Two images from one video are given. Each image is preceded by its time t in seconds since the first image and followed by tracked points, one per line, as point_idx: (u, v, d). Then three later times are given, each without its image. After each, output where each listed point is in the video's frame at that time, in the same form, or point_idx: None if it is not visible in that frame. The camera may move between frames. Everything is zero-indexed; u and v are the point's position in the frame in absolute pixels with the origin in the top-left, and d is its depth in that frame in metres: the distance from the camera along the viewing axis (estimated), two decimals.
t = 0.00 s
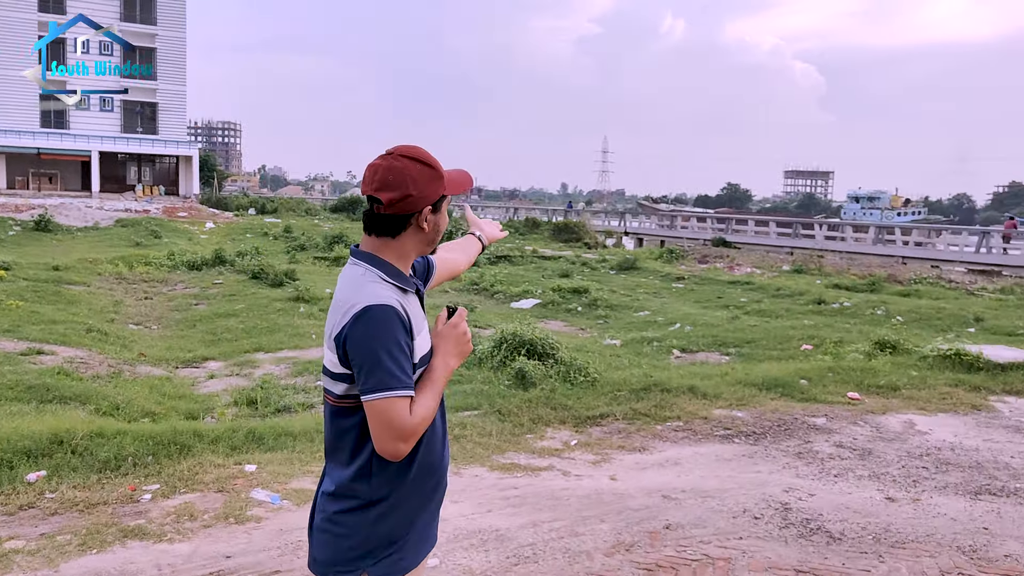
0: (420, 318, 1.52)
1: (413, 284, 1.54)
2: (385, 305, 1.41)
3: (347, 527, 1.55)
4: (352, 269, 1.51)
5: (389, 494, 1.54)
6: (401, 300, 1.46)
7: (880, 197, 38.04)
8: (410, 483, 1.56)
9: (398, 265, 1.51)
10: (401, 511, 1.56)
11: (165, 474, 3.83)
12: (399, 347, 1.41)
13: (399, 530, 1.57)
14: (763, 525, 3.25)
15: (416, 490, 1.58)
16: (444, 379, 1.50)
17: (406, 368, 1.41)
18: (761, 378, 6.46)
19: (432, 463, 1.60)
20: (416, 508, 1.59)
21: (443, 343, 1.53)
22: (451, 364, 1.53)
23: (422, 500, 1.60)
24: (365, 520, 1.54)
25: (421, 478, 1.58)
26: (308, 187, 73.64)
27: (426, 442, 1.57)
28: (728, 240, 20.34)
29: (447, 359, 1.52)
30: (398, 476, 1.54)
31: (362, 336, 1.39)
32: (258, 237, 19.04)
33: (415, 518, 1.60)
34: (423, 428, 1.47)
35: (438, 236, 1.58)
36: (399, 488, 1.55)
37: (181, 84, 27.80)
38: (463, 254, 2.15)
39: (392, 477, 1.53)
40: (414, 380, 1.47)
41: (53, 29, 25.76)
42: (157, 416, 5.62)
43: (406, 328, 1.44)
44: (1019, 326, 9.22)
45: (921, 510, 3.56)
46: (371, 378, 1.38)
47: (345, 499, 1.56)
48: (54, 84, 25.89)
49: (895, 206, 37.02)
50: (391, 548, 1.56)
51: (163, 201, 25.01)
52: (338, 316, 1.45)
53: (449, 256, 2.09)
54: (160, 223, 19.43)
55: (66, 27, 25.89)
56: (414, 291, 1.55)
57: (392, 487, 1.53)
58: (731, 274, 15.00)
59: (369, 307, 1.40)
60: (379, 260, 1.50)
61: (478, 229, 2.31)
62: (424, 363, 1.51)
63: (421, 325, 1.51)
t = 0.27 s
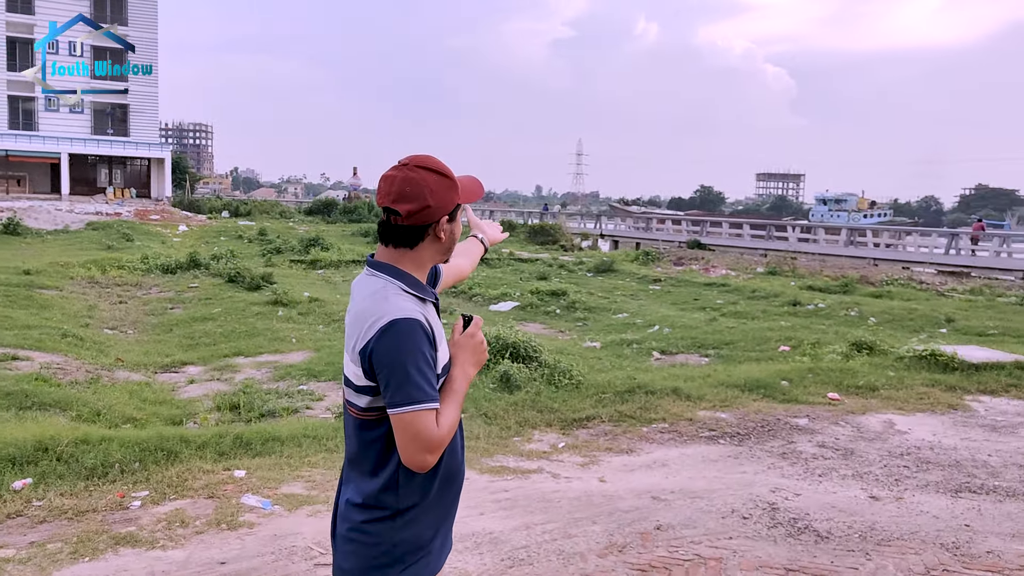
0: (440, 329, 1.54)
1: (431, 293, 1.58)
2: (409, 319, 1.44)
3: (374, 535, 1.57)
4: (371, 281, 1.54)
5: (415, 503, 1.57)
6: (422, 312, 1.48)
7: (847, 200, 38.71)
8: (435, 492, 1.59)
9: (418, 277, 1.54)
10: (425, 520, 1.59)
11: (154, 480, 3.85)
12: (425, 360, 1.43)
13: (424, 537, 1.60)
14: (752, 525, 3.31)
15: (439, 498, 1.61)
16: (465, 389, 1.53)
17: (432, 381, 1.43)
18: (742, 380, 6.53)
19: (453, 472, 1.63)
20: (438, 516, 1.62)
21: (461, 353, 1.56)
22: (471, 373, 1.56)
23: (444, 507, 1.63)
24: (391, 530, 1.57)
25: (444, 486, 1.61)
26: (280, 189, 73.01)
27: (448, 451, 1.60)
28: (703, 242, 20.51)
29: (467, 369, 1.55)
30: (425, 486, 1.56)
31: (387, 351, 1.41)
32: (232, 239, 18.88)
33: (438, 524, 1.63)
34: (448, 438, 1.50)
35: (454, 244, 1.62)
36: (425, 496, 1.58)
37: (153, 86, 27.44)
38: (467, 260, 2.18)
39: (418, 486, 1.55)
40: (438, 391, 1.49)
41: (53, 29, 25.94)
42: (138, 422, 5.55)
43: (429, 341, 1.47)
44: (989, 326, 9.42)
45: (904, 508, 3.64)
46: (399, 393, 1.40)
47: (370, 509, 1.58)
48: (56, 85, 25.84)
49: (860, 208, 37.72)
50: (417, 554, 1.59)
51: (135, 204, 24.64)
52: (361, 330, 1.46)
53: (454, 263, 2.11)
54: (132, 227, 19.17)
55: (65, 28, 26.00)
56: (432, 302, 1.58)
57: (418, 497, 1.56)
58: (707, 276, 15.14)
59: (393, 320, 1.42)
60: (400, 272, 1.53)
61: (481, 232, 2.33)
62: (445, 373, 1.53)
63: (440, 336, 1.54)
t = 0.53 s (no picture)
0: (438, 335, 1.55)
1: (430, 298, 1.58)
2: (407, 325, 1.44)
3: (378, 539, 1.58)
4: (371, 286, 1.54)
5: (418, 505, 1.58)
6: (418, 317, 1.49)
7: (824, 204, 39.21)
8: (437, 496, 1.60)
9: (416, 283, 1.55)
10: (428, 523, 1.60)
11: (143, 484, 3.83)
12: (423, 365, 1.44)
13: (428, 540, 1.61)
14: (741, 526, 3.33)
15: (442, 501, 1.62)
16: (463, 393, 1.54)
17: (430, 387, 1.44)
18: (729, 382, 6.58)
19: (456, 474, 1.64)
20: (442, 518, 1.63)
21: (461, 357, 1.57)
22: (470, 378, 1.56)
23: (447, 510, 1.64)
24: (395, 533, 1.57)
25: (447, 489, 1.62)
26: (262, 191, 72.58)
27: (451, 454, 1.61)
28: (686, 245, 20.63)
29: (465, 374, 1.56)
30: (427, 489, 1.57)
31: (385, 356, 1.42)
32: (214, 242, 18.76)
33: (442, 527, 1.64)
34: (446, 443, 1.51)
35: (453, 246, 1.62)
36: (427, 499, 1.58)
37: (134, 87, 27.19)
38: (469, 262, 2.19)
39: (420, 489, 1.56)
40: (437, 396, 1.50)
41: (54, 29, 26.02)
42: (123, 425, 5.51)
43: (428, 347, 1.48)
44: (968, 328, 9.55)
45: (890, 508, 3.69)
46: (396, 398, 1.41)
47: (374, 512, 1.58)
48: (56, 85, 25.90)
49: (837, 211, 38.16)
50: (421, 557, 1.60)
51: (116, 206, 24.39)
52: (361, 335, 1.48)
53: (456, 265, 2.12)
54: (113, 229, 18.96)
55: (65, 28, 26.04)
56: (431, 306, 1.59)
57: (421, 500, 1.57)
58: (690, 278, 15.24)
59: (390, 326, 1.43)
60: (398, 276, 1.54)
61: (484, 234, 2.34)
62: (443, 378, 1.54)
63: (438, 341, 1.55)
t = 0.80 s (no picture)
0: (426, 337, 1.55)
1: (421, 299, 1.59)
2: (393, 326, 1.45)
3: (369, 540, 1.58)
4: (361, 286, 1.56)
5: (411, 506, 1.58)
6: (406, 319, 1.49)
7: (807, 207, 39.53)
8: (429, 497, 1.60)
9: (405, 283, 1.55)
10: (421, 524, 1.61)
11: (132, 487, 3.80)
12: (406, 367, 1.44)
13: (419, 542, 1.61)
14: (731, 527, 3.35)
15: (435, 502, 1.62)
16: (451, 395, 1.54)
17: (414, 388, 1.44)
18: (718, 384, 6.61)
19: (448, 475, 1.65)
20: (433, 519, 1.63)
21: (450, 359, 1.57)
22: (458, 381, 1.56)
23: (438, 512, 1.64)
24: (387, 535, 1.57)
25: (439, 490, 1.63)
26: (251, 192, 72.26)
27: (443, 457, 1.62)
28: (674, 247, 20.70)
29: (454, 377, 1.56)
30: (418, 490, 1.58)
31: (368, 356, 1.42)
32: (201, 243, 18.65)
33: (434, 528, 1.64)
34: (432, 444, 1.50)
35: (441, 246, 1.62)
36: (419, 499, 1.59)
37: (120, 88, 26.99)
38: (467, 262, 2.20)
39: (411, 490, 1.57)
40: (422, 398, 1.50)
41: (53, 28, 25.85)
42: (110, 428, 5.46)
43: (414, 348, 1.48)
44: (953, 330, 9.64)
45: (879, 509, 3.71)
46: (379, 398, 1.42)
47: (365, 513, 1.59)
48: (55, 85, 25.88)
49: (820, 214, 38.50)
50: (413, 559, 1.60)
51: (102, 207, 24.20)
52: (348, 335, 1.49)
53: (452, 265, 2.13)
54: (98, 230, 18.80)
55: (65, 28, 25.84)
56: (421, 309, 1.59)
57: (412, 501, 1.57)
58: (679, 281, 15.29)
59: (375, 325, 1.44)
60: (386, 276, 1.55)
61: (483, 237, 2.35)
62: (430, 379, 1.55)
63: (427, 342, 1.55)
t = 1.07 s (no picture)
0: (404, 332, 1.56)
1: (402, 296, 1.60)
2: (362, 317, 1.47)
3: (354, 536, 1.59)
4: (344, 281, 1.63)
5: (395, 502, 1.58)
6: (380, 313, 1.51)
7: (796, 209, 39.72)
8: (416, 493, 1.60)
9: (378, 278, 1.56)
10: (406, 521, 1.60)
11: (124, 491, 3.78)
12: (374, 358, 1.45)
13: (405, 540, 1.60)
14: (724, 530, 3.36)
15: (421, 499, 1.62)
16: (431, 392, 1.52)
17: (383, 378, 1.45)
18: (711, 386, 6.63)
19: (435, 471, 1.64)
20: (421, 517, 1.63)
21: (434, 355, 1.54)
22: (440, 377, 1.53)
23: (426, 511, 1.64)
24: (371, 531, 1.58)
25: (426, 487, 1.62)
26: (243, 195, 72.05)
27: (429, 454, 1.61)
28: (667, 250, 20.74)
29: (436, 374, 1.53)
30: (401, 485, 1.58)
31: (338, 346, 1.46)
32: (193, 246, 18.58)
33: (422, 527, 1.63)
34: (405, 439, 1.49)
35: (391, 244, 1.57)
36: (404, 496, 1.59)
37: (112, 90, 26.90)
38: (466, 261, 2.24)
39: (392, 487, 1.57)
40: (397, 391, 1.50)
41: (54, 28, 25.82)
42: (102, 431, 5.43)
43: (386, 340, 1.49)
44: (945, 333, 9.69)
45: (872, 511, 3.73)
46: (346, 387, 1.44)
47: (351, 510, 1.60)
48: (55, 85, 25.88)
49: (808, 217, 38.67)
50: (398, 557, 1.59)
51: (93, 209, 24.09)
52: (325, 327, 1.53)
53: (453, 265, 2.17)
54: (90, 232, 18.72)
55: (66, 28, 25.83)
56: (403, 305, 1.60)
57: (394, 497, 1.57)
58: (672, 284, 15.33)
59: (346, 317, 1.47)
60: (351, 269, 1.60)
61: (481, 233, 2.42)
62: (410, 373, 1.55)
63: (404, 338, 1.55)
